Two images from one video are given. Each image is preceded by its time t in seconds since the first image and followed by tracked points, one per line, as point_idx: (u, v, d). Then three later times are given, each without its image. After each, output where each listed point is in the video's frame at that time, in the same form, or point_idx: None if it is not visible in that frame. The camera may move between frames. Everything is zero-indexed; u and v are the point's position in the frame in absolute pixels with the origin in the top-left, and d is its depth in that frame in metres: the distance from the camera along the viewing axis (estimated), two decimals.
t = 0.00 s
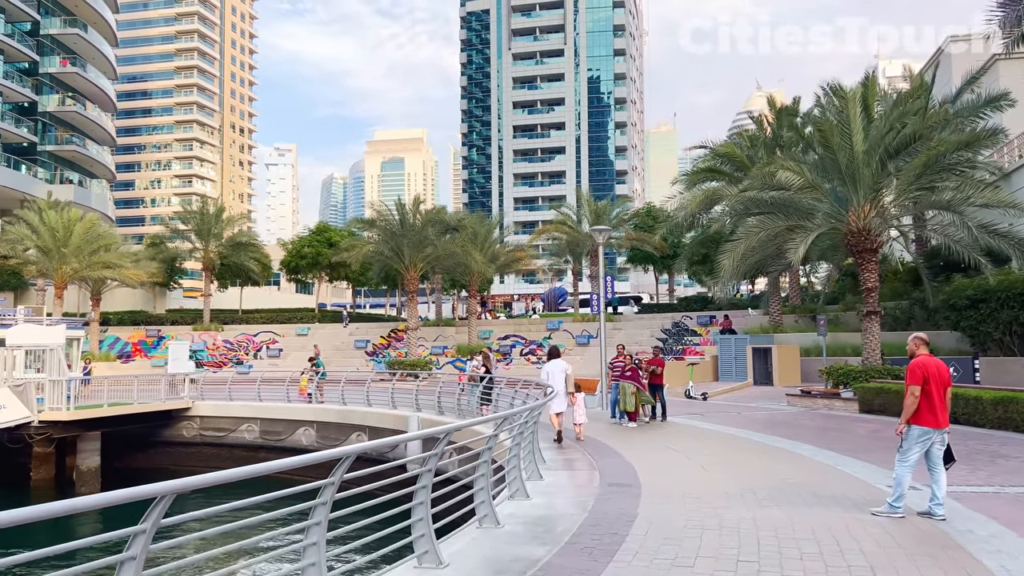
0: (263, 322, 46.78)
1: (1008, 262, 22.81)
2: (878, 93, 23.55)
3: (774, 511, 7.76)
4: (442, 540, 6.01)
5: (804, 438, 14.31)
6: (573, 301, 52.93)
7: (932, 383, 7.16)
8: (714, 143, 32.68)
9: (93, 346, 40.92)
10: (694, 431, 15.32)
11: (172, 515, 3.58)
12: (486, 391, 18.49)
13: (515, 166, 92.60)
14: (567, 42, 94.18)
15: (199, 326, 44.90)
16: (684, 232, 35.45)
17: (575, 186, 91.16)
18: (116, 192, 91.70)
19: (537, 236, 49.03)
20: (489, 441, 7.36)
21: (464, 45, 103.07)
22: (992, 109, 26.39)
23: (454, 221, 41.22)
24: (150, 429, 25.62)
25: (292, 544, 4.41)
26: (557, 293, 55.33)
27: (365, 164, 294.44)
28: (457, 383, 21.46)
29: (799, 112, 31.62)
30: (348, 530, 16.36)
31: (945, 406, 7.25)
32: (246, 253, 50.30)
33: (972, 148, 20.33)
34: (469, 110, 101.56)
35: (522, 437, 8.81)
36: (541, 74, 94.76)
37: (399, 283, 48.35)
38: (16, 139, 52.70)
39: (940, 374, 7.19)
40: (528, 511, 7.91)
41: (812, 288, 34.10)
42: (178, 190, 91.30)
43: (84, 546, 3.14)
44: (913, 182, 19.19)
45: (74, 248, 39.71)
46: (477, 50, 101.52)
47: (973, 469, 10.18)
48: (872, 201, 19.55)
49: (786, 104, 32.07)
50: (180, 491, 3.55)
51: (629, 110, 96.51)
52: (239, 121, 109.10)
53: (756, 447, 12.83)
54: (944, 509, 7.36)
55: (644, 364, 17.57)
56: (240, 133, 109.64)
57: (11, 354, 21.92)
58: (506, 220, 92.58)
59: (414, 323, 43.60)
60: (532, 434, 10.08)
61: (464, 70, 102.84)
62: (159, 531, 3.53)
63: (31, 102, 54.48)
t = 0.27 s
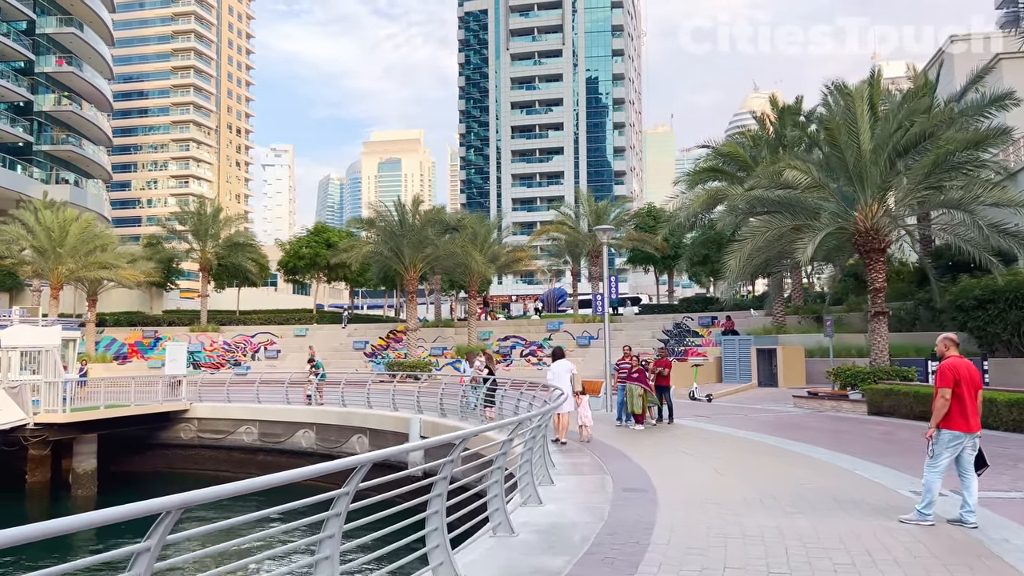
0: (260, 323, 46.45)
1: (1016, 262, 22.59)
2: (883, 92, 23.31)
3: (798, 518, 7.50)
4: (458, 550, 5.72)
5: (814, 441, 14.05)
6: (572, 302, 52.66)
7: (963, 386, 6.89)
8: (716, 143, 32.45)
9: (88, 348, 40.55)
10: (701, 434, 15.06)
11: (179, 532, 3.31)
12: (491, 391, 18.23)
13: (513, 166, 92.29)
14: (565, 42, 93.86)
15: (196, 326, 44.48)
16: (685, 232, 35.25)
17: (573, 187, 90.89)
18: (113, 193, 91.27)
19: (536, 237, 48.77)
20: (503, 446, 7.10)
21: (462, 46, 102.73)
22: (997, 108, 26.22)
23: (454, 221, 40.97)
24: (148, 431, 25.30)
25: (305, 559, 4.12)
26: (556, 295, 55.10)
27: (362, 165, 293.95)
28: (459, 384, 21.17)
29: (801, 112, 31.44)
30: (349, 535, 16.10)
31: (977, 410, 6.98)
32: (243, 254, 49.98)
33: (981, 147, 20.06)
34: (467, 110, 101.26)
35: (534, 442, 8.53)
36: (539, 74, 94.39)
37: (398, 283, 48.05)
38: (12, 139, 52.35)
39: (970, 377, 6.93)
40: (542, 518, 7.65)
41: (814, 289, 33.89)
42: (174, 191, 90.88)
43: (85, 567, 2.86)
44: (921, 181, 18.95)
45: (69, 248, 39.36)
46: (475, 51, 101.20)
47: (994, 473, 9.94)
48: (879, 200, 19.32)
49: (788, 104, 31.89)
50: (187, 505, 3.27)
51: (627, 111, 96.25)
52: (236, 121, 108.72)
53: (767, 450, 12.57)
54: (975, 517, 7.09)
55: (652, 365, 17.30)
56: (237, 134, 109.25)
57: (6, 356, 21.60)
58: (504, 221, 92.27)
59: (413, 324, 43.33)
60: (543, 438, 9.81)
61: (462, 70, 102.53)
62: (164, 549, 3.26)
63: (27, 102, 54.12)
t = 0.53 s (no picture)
0: (257, 322, 46.07)
1: None
2: (887, 89, 23.08)
3: (820, 523, 7.25)
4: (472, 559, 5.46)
5: (824, 441, 13.83)
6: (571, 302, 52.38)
7: (994, 386, 6.65)
8: (717, 141, 32.20)
9: (84, 348, 40.19)
10: (708, 434, 14.83)
11: (181, 544, 3.04)
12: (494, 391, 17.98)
13: (511, 166, 91.88)
14: (563, 41, 93.53)
15: (193, 326, 44.08)
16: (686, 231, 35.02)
17: (571, 187, 90.51)
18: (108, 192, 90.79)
19: (535, 236, 48.49)
20: (516, 448, 6.83)
21: (459, 45, 102.31)
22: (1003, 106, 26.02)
23: (453, 220, 40.70)
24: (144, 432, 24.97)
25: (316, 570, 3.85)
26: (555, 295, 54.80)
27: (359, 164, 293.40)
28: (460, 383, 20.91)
29: (803, 109, 31.23)
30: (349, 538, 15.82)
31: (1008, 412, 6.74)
32: (240, 253, 49.59)
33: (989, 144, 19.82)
34: (464, 109, 100.82)
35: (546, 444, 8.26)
36: (537, 73, 93.85)
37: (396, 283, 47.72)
38: (7, 137, 51.94)
39: (1002, 376, 6.69)
40: (556, 523, 7.39)
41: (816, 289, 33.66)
42: (170, 190, 90.39)
43: None
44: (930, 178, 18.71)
45: (64, 247, 39.01)
46: (472, 50, 100.84)
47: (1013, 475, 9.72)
48: (887, 197, 19.08)
49: (790, 101, 31.67)
50: (193, 517, 3.00)
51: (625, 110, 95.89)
52: (233, 121, 108.25)
53: (778, 452, 12.33)
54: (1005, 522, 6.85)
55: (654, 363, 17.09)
56: (233, 133, 108.78)
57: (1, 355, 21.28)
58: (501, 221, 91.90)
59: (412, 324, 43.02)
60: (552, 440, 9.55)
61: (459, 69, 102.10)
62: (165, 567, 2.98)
63: (22, 100, 53.69)
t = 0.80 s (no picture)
0: (255, 322, 45.75)
1: None
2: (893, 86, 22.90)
3: (846, 530, 6.99)
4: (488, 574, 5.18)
5: (835, 443, 13.61)
6: (570, 301, 52.14)
7: None
8: (719, 139, 31.96)
9: (80, 348, 39.86)
10: (716, 436, 14.60)
11: (191, 563, 2.78)
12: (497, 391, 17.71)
13: (509, 165, 91.55)
14: (561, 40, 93.20)
15: (189, 326, 43.72)
16: (687, 231, 34.79)
17: (569, 186, 90.21)
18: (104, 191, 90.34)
19: (534, 236, 48.23)
20: (531, 453, 6.56)
21: (457, 44, 101.89)
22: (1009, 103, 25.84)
23: (453, 219, 40.47)
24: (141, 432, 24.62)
25: None
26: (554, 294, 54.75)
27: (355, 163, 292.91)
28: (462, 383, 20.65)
29: (806, 107, 31.01)
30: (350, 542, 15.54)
31: None
32: (237, 252, 49.27)
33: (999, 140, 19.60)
34: (462, 107, 100.41)
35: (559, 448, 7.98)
36: (535, 72, 93.43)
37: (394, 282, 47.41)
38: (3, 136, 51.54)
39: None
40: (572, 530, 7.13)
41: (818, 288, 33.45)
42: (167, 189, 89.95)
43: None
44: (939, 175, 18.50)
45: (60, 246, 38.70)
46: (470, 49, 100.51)
47: None
48: (894, 195, 18.90)
49: (793, 99, 31.43)
50: (198, 535, 2.73)
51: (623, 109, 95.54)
52: (229, 120, 107.83)
53: (789, 452, 12.11)
54: None
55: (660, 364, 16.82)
56: (230, 132, 108.35)
57: None
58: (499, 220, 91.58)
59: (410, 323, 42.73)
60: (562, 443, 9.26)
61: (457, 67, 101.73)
62: None
63: (17, 98, 53.29)
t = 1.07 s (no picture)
0: (252, 321, 45.43)
1: None
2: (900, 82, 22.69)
3: (873, 535, 6.75)
4: None
5: (846, 443, 13.38)
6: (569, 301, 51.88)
7: None
8: (722, 137, 31.74)
9: (76, 348, 39.53)
10: (724, 436, 14.36)
11: None
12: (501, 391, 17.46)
13: (507, 164, 91.24)
14: (559, 40, 92.92)
15: (187, 325, 43.40)
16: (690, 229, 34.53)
17: (567, 186, 89.90)
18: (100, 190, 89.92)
19: (534, 235, 47.94)
20: (549, 456, 6.32)
21: (454, 43, 101.56)
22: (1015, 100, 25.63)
23: (453, 217, 40.21)
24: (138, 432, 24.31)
25: None
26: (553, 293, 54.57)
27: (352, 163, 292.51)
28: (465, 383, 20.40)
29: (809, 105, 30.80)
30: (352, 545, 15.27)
31: None
32: (235, 251, 48.94)
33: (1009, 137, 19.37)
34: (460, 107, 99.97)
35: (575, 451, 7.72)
36: (533, 71, 93.17)
37: (393, 281, 47.06)
38: None
39: None
40: (589, 535, 6.87)
41: (821, 287, 33.22)
42: (163, 189, 89.53)
43: None
44: (948, 172, 18.28)
45: (56, 245, 38.36)
46: (467, 48, 100.23)
47: None
48: (902, 193, 18.69)
49: (796, 97, 31.21)
50: (208, 552, 2.47)
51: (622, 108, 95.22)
52: (226, 119, 107.38)
53: (802, 453, 11.87)
54: None
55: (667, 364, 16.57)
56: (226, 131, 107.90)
57: None
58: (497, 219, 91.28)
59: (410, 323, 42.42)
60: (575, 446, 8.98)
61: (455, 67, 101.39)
62: None
63: (13, 96, 52.89)
